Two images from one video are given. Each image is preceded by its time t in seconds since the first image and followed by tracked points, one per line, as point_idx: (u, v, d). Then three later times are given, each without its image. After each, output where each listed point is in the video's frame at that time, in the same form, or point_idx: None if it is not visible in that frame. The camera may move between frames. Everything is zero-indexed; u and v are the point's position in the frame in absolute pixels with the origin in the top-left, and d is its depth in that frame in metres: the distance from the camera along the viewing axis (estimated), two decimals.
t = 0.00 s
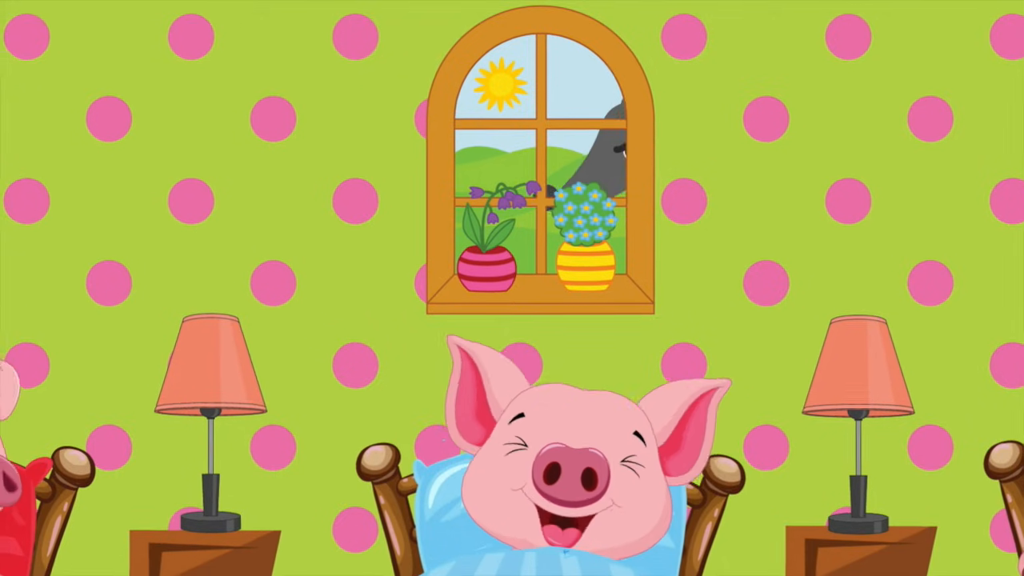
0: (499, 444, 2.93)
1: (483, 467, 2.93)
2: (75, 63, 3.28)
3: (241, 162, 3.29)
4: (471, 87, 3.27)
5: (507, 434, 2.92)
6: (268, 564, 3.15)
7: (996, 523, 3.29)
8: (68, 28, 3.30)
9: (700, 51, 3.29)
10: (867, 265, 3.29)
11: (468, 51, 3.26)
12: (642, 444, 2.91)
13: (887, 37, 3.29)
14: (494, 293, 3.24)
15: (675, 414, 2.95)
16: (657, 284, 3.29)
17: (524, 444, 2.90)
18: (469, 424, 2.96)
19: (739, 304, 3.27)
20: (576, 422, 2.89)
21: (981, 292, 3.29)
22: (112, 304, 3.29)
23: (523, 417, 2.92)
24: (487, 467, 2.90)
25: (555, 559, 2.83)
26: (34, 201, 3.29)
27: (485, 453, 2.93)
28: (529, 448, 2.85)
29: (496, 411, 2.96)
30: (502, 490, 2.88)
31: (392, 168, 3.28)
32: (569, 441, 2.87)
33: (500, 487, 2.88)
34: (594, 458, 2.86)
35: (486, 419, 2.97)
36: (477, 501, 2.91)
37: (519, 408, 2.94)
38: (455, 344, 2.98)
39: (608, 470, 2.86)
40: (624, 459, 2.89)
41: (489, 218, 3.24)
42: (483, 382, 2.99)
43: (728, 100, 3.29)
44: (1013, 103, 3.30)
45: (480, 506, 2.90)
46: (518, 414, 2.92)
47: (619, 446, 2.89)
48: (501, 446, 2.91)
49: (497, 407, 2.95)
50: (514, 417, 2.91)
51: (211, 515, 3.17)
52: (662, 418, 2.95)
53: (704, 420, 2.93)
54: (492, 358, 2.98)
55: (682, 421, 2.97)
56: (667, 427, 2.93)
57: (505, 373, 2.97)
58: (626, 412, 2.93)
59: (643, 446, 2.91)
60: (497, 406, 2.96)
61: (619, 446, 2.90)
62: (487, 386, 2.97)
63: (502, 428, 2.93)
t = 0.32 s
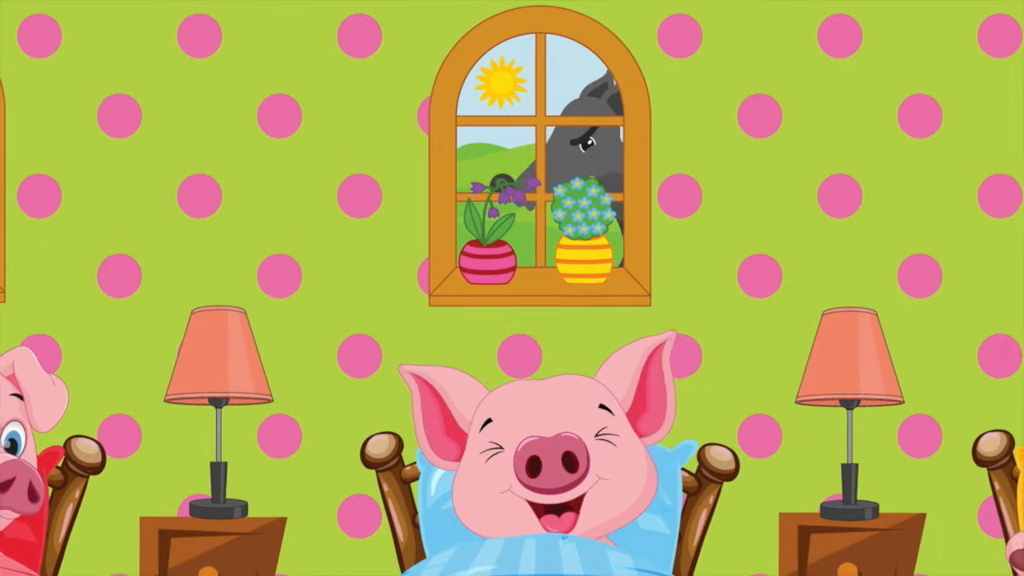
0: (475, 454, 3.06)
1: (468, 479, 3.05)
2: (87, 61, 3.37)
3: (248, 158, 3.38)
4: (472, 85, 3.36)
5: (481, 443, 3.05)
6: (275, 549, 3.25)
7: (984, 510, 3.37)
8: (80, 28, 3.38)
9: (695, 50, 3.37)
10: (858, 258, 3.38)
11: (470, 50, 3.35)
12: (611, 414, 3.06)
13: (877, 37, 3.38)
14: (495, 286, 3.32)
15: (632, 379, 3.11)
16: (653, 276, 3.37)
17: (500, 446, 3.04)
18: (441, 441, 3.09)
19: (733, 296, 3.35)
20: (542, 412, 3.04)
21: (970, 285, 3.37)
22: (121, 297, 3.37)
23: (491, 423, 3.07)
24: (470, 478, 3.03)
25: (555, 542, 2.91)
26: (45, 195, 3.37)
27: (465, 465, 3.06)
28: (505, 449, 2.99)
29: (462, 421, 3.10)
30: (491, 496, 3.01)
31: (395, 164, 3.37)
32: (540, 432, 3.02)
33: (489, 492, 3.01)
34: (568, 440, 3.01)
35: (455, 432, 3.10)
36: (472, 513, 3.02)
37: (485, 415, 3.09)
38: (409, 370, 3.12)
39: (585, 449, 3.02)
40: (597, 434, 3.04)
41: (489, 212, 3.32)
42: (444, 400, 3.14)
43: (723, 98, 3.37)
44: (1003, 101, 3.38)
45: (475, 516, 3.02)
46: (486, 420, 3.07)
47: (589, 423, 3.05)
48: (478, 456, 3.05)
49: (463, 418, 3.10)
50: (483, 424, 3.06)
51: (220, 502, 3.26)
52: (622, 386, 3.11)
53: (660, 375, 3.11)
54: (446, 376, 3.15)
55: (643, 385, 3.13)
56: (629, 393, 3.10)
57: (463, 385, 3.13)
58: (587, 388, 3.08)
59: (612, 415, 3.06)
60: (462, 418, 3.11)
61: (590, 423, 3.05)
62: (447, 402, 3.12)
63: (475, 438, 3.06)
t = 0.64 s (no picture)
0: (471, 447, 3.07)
1: (466, 471, 3.07)
2: (101, 60, 3.48)
3: (257, 153, 3.49)
4: (474, 82, 3.52)
5: (476, 436, 3.06)
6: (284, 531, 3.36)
7: (968, 494, 3.48)
8: (94, 27, 3.49)
9: (689, 48, 3.50)
10: (847, 249, 3.49)
11: (472, 49, 3.49)
12: (597, 397, 3.09)
13: (865, 36, 3.50)
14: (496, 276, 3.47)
15: (615, 359, 3.18)
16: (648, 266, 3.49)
17: (494, 437, 3.04)
18: (436, 437, 3.12)
19: (726, 287, 3.47)
20: (531, 401, 3.05)
21: (956, 275, 3.49)
22: (135, 287, 3.49)
23: (483, 417, 3.07)
24: (468, 472, 3.03)
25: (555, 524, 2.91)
26: (61, 189, 3.48)
27: (463, 458, 3.07)
28: (499, 439, 2.99)
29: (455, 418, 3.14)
30: (490, 486, 3.01)
31: (399, 158, 3.49)
32: (530, 420, 3.02)
33: (487, 483, 3.01)
34: (558, 425, 3.02)
35: (448, 428, 3.13)
36: (473, 504, 3.04)
37: (477, 408, 3.10)
38: (400, 372, 3.15)
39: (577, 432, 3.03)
40: (587, 416, 3.06)
41: (491, 206, 3.47)
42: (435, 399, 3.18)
43: (716, 94, 3.49)
44: (987, 98, 3.49)
45: (477, 507, 3.03)
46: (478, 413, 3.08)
47: (577, 407, 3.06)
48: (473, 449, 3.05)
49: (456, 414, 3.14)
50: (475, 417, 3.06)
51: (230, 485, 3.38)
52: (605, 369, 3.15)
53: (642, 355, 3.18)
54: (435, 375, 3.19)
55: (627, 366, 3.19)
56: (612, 374, 3.15)
57: (452, 383, 3.16)
58: (572, 374, 3.11)
59: (599, 397, 3.09)
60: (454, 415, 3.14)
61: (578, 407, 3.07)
62: (439, 400, 3.16)
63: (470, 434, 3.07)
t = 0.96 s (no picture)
0: (478, 423, 3.10)
1: (470, 446, 3.09)
2: (117, 57, 3.63)
3: (268, 147, 3.63)
4: (476, 79, 3.67)
5: (483, 412, 3.08)
6: (293, 511, 3.50)
7: (950, 475, 3.63)
8: (111, 26, 3.63)
9: (682, 47, 3.64)
10: (834, 240, 3.63)
11: (474, 47, 3.64)
12: (603, 384, 3.10)
13: (852, 35, 3.64)
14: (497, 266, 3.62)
15: (623, 349, 3.20)
16: (643, 256, 3.63)
17: (500, 414, 3.06)
18: (446, 408, 3.16)
19: (718, 276, 3.61)
20: (540, 382, 3.06)
21: (939, 265, 3.63)
22: (150, 276, 3.63)
23: (492, 394, 3.09)
24: (472, 445, 3.05)
25: (553, 505, 2.92)
26: (79, 182, 3.62)
27: (468, 433, 3.10)
28: (505, 416, 3.00)
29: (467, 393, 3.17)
30: (493, 462, 3.03)
31: (404, 152, 3.63)
32: (538, 401, 3.03)
33: (491, 458, 3.03)
34: (563, 409, 3.02)
35: (460, 403, 3.17)
36: (474, 478, 3.06)
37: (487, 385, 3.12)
38: (416, 344, 3.20)
39: (581, 417, 3.04)
40: (592, 402, 3.07)
41: (492, 197, 3.64)
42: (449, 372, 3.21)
43: (708, 91, 3.64)
44: (968, 94, 3.64)
45: (477, 482, 3.05)
46: (488, 391, 3.10)
47: (582, 393, 3.07)
48: (480, 424, 3.07)
49: (468, 389, 3.16)
50: (485, 394, 3.09)
51: (241, 466, 3.52)
52: (614, 356, 3.19)
53: (649, 347, 3.21)
54: (450, 349, 3.22)
55: (635, 353, 3.22)
56: (620, 364, 3.18)
57: (466, 358, 3.19)
58: (581, 359, 3.12)
59: (605, 384, 3.10)
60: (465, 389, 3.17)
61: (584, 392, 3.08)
62: (452, 374, 3.19)
63: (478, 410, 3.09)
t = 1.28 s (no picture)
0: (492, 392, 3.20)
1: (481, 413, 3.19)
2: (134, 55, 3.80)
3: (279, 141, 3.80)
4: (478, 76, 3.84)
5: (498, 383, 3.18)
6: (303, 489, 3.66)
7: (931, 454, 3.79)
8: (129, 25, 3.80)
9: (675, 45, 3.80)
10: (821, 229, 3.80)
11: (477, 46, 3.80)
12: (614, 377, 3.20)
13: (838, 33, 3.81)
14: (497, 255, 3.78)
15: (640, 345, 3.30)
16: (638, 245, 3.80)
17: (514, 389, 3.16)
18: (463, 374, 3.27)
19: (709, 264, 3.77)
20: (556, 364, 3.16)
21: (920, 254, 3.79)
22: (166, 264, 3.80)
23: (510, 367, 3.19)
24: (483, 412, 3.16)
25: (550, 483, 3.01)
26: (98, 174, 3.79)
27: (481, 401, 3.20)
28: (518, 389, 3.10)
29: (483, 362, 3.27)
30: (500, 432, 3.13)
31: (409, 146, 3.79)
32: (552, 381, 3.12)
33: (498, 427, 3.13)
34: (575, 394, 3.10)
35: (477, 368, 3.28)
36: (480, 444, 3.17)
37: (506, 358, 3.23)
38: (444, 307, 3.31)
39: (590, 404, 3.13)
40: (602, 392, 3.16)
41: (494, 189, 3.81)
42: (471, 342, 3.31)
43: (700, 87, 3.80)
44: (949, 90, 3.80)
45: (483, 448, 3.16)
46: (506, 363, 3.20)
47: (594, 381, 3.16)
48: (493, 394, 3.18)
49: (487, 360, 3.26)
50: (503, 366, 3.19)
51: (253, 446, 3.67)
52: (630, 350, 3.29)
53: (665, 348, 3.31)
54: (476, 319, 3.33)
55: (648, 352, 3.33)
56: (635, 359, 3.28)
57: (489, 331, 3.29)
58: (598, 350, 3.22)
59: (616, 376, 3.20)
60: (484, 358, 3.28)
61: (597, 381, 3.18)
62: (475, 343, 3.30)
63: (493, 379, 3.19)
